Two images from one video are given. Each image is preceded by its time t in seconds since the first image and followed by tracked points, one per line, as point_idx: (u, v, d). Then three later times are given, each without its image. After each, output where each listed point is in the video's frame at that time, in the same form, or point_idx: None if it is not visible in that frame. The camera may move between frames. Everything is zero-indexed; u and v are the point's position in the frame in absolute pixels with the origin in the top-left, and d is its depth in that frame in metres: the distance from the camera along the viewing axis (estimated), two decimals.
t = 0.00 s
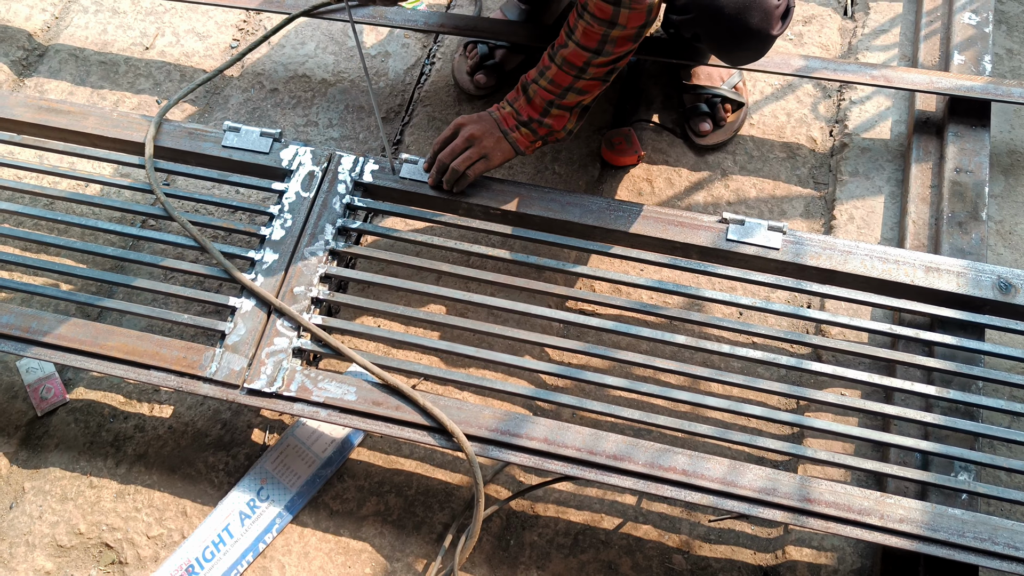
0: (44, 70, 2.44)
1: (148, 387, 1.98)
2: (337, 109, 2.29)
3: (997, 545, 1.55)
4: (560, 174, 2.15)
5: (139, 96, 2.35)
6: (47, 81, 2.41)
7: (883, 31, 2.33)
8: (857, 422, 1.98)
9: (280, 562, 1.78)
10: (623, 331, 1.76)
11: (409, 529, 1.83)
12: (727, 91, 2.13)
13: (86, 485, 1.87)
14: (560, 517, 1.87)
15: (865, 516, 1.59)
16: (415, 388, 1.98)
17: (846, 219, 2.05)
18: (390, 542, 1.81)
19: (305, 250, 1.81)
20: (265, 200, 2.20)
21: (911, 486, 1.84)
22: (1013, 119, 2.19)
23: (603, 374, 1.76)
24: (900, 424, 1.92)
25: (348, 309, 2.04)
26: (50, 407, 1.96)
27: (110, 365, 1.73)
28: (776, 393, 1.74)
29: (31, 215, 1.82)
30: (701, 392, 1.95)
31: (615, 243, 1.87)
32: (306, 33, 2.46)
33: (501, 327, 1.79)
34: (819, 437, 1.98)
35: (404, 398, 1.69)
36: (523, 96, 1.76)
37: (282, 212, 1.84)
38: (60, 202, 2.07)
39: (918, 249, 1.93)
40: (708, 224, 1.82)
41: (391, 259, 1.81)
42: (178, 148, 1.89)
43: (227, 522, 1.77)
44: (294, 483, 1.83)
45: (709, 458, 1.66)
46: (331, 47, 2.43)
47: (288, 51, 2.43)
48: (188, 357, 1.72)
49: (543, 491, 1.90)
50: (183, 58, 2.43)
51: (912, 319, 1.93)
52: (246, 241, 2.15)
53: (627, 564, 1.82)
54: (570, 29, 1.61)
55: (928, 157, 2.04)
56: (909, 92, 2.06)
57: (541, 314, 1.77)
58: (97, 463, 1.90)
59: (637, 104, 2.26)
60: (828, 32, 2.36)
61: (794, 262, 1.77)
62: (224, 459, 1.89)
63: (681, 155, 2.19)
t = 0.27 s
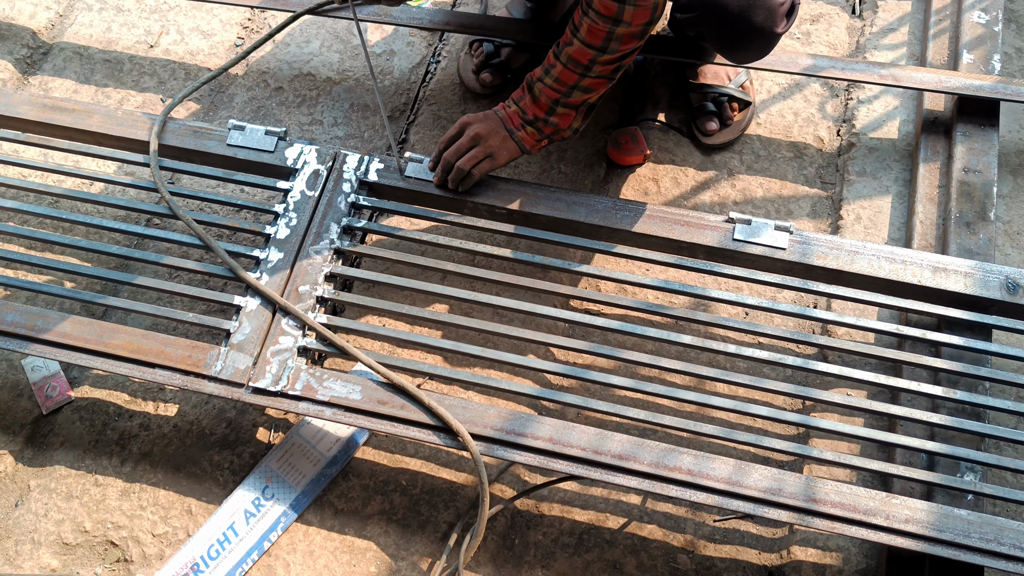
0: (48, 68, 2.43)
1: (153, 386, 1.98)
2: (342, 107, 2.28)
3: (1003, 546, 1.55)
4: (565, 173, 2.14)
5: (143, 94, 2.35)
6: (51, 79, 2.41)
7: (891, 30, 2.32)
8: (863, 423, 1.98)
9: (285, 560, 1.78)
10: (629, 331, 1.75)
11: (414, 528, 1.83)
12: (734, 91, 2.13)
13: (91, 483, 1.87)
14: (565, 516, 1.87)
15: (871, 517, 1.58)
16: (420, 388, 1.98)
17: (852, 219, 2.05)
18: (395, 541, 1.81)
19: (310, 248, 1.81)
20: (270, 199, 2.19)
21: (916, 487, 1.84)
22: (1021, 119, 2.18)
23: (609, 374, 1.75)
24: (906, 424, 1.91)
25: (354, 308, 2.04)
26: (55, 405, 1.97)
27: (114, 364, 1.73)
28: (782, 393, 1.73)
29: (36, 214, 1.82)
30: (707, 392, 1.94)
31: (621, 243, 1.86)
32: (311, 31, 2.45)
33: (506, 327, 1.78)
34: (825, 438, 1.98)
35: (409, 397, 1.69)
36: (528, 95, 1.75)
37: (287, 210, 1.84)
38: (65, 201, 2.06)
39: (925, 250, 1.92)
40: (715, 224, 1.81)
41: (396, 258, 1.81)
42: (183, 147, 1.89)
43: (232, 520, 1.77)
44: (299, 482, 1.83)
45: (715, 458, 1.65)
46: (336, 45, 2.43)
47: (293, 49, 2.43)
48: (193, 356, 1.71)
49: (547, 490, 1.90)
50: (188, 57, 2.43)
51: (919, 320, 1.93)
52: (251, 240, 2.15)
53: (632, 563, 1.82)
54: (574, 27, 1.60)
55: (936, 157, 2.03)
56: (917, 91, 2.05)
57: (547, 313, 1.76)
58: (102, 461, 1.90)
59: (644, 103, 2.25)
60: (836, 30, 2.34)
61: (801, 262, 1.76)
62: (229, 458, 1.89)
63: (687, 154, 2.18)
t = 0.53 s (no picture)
0: (51, 66, 2.43)
1: (158, 383, 1.98)
2: (346, 104, 2.28)
3: (1008, 541, 1.55)
4: (569, 170, 2.14)
5: (147, 91, 2.35)
6: (55, 76, 2.41)
7: (894, 26, 2.32)
8: (868, 418, 1.98)
9: (289, 558, 1.78)
10: (633, 327, 1.75)
11: (419, 525, 1.83)
12: (737, 86, 2.13)
13: (96, 481, 1.87)
14: (569, 513, 1.87)
15: (876, 512, 1.58)
16: (424, 384, 1.98)
17: (857, 214, 2.04)
18: (399, 538, 1.81)
19: (314, 245, 1.81)
20: (274, 195, 2.19)
21: (921, 482, 1.84)
22: None
23: (613, 370, 1.75)
24: (911, 420, 1.91)
25: (358, 305, 2.04)
26: (59, 403, 1.96)
27: (119, 361, 1.73)
28: (787, 389, 1.73)
29: (39, 211, 1.82)
30: (712, 388, 1.94)
31: (625, 239, 1.86)
32: (314, 28, 2.45)
33: (510, 323, 1.78)
34: (829, 433, 1.98)
35: (413, 394, 1.68)
36: (532, 91, 1.75)
37: (291, 207, 1.84)
38: (68, 198, 2.06)
39: (929, 245, 1.92)
40: (719, 220, 1.81)
41: (400, 254, 1.80)
42: (186, 144, 1.89)
43: (237, 518, 1.77)
44: (303, 479, 1.83)
45: (719, 454, 1.65)
46: (339, 41, 2.43)
47: (296, 46, 2.42)
48: (197, 353, 1.71)
49: (552, 487, 1.90)
50: (191, 54, 2.42)
51: (923, 315, 1.93)
52: (255, 237, 2.15)
53: (637, 559, 1.82)
54: (577, 23, 1.60)
55: (940, 152, 2.03)
56: (921, 86, 2.05)
57: (551, 310, 1.76)
58: (106, 459, 1.90)
59: (647, 99, 2.25)
60: (839, 26, 2.34)
61: (805, 258, 1.76)
62: (233, 455, 1.89)
63: (691, 150, 2.18)
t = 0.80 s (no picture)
0: (50, 66, 2.43)
1: (160, 383, 1.97)
2: (346, 102, 2.28)
3: (1013, 533, 1.55)
4: (570, 166, 2.14)
5: (146, 91, 2.34)
6: (54, 76, 2.40)
7: (894, 18, 2.31)
8: (871, 411, 1.98)
9: (293, 556, 1.78)
10: (635, 322, 1.75)
11: (423, 522, 1.83)
12: (738, 80, 2.12)
13: (99, 481, 1.87)
14: (573, 509, 1.87)
15: (880, 506, 1.58)
16: (427, 381, 1.98)
17: (858, 207, 2.04)
18: (404, 536, 1.81)
19: (316, 243, 1.80)
20: (275, 194, 2.19)
21: (925, 475, 1.84)
22: None
23: (616, 366, 1.75)
24: (914, 413, 1.91)
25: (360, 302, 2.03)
26: (62, 404, 1.96)
27: (121, 361, 1.72)
28: (790, 382, 1.73)
29: (40, 212, 1.81)
30: (715, 383, 1.94)
31: (626, 234, 1.86)
32: (313, 26, 2.45)
33: (512, 320, 1.78)
34: (833, 427, 1.98)
35: (416, 391, 1.68)
36: (532, 87, 1.75)
37: (292, 206, 1.84)
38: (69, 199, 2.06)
39: (931, 237, 1.92)
40: (720, 214, 1.81)
41: (402, 252, 1.80)
42: (187, 143, 1.89)
43: (241, 517, 1.77)
44: (307, 478, 1.83)
45: (723, 449, 1.65)
46: (338, 39, 2.42)
47: (295, 44, 2.42)
48: (199, 353, 1.71)
49: (556, 483, 1.90)
50: (191, 53, 2.42)
51: (926, 307, 1.93)
52: (256, 236, 2.14)
53: (641, 555, 1.82)
54: (576, 18, 1.59)
55: (941, 144, 2.03)
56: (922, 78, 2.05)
57: (553, 306, 1.76)
58: (109, 459, 1.90)
59: (647, 94, 2.25)
60: (839, 19, 2.34)
61: (807, 252, 1.76)
62: (236, 454, 1.89)
63: (692, 145, 2.17)
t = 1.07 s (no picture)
0: (57, 58, 2.43)
1: (164, 374, 1.98)
2: (351, 96, 2.28)
3: (1016, 532, 1.54)
4: (574, 161, 2.13)
5: (152, 84, 2.35)
6: (61, 69, 2.41)
7: (902, 15, 2.30)
8: (874, 409, 1.97)
9: (296, 549, 1.79)
10: (638, 318, 1.75)
11: (425, 516, 1.83)
12: (744, 77, 2.12)
13: (103, 472, 1.88)
14: (575, 504, 1.87)
15: (883, 503, 1.58)
16: (430, 375, 1.98)
17: (863, 204, 2.04)
18: (406, 529, 1.82)
19: (320, 236, 1.81)
20: (280, 187, 2.19)
21: (928, 473, 1.83)
22: None
23: (619, 361, 1.75)
24: (918, 411, 1.90)
25: (364, 296, 2.04)
26: (66, 395, 1.97)
27: (125, 353, 1.73)
28: (793, 379, 1.72)
29: (46, 204, 1.82)
30: (718, 379, 1.94)
31: (630, 230, 1.86)
32: (318, 20, 2.45)
33: (515, 314, 1.78)
34: (836, 424, 1.97)
35: (419, 385, 1.69)
36: (537, 82, 1.75)
37: (296, 199, 1.84)
38: (75, 191, 2.07)
39: (936, 235, 1.91)
40: (725, 210, 1.81)
41: (405, 246, 1.80)
42: (192, 136, 1.89)
43: (244, 509, 1.78)
44: (310, 470, 1.83)
45: (725, 445, 1.65)
46: (343, 33, 2.42)
47: (301, 38, 2.43)
48: (203, 345, 1.72)
49: (558, 478, 1.90)
50: (196, 46, 2.43)
51: (930, 305, 1.92)
52: (261, 229, 2.15)
53: (643, 551, 1.82)
54: (582, 13, 1.59)
55: (947, 142, 2.02)
56: (928, 75, 2.04)
57: (556, 301, 1.76)
58: (114, 450, 1.90)
59: (652, 90, 2.24)
60: (846, 16, 2.33)
61: (811, 248, 1.75)
62: (240, 446, 1.89)
63: (696, 141, 2.17)
